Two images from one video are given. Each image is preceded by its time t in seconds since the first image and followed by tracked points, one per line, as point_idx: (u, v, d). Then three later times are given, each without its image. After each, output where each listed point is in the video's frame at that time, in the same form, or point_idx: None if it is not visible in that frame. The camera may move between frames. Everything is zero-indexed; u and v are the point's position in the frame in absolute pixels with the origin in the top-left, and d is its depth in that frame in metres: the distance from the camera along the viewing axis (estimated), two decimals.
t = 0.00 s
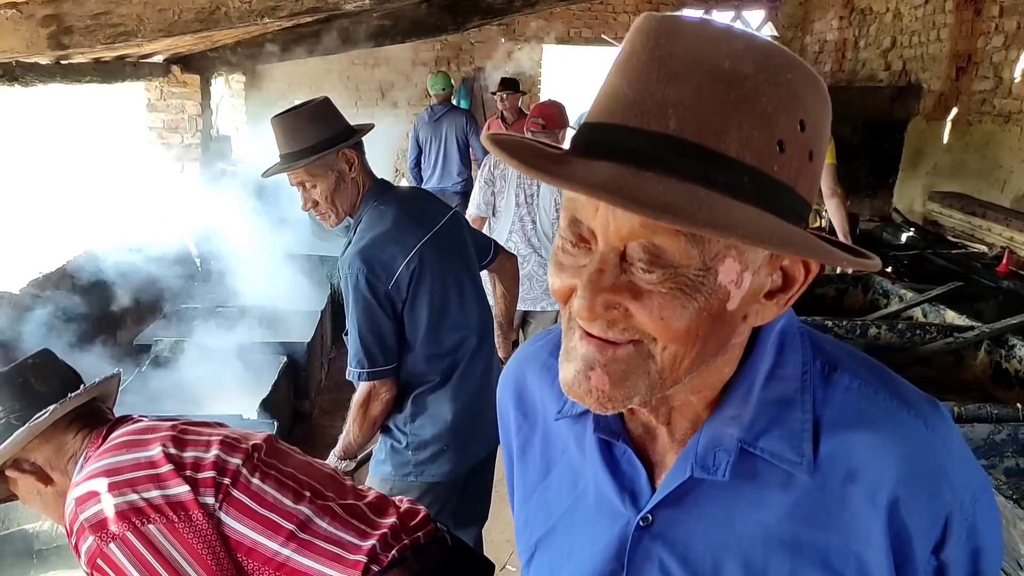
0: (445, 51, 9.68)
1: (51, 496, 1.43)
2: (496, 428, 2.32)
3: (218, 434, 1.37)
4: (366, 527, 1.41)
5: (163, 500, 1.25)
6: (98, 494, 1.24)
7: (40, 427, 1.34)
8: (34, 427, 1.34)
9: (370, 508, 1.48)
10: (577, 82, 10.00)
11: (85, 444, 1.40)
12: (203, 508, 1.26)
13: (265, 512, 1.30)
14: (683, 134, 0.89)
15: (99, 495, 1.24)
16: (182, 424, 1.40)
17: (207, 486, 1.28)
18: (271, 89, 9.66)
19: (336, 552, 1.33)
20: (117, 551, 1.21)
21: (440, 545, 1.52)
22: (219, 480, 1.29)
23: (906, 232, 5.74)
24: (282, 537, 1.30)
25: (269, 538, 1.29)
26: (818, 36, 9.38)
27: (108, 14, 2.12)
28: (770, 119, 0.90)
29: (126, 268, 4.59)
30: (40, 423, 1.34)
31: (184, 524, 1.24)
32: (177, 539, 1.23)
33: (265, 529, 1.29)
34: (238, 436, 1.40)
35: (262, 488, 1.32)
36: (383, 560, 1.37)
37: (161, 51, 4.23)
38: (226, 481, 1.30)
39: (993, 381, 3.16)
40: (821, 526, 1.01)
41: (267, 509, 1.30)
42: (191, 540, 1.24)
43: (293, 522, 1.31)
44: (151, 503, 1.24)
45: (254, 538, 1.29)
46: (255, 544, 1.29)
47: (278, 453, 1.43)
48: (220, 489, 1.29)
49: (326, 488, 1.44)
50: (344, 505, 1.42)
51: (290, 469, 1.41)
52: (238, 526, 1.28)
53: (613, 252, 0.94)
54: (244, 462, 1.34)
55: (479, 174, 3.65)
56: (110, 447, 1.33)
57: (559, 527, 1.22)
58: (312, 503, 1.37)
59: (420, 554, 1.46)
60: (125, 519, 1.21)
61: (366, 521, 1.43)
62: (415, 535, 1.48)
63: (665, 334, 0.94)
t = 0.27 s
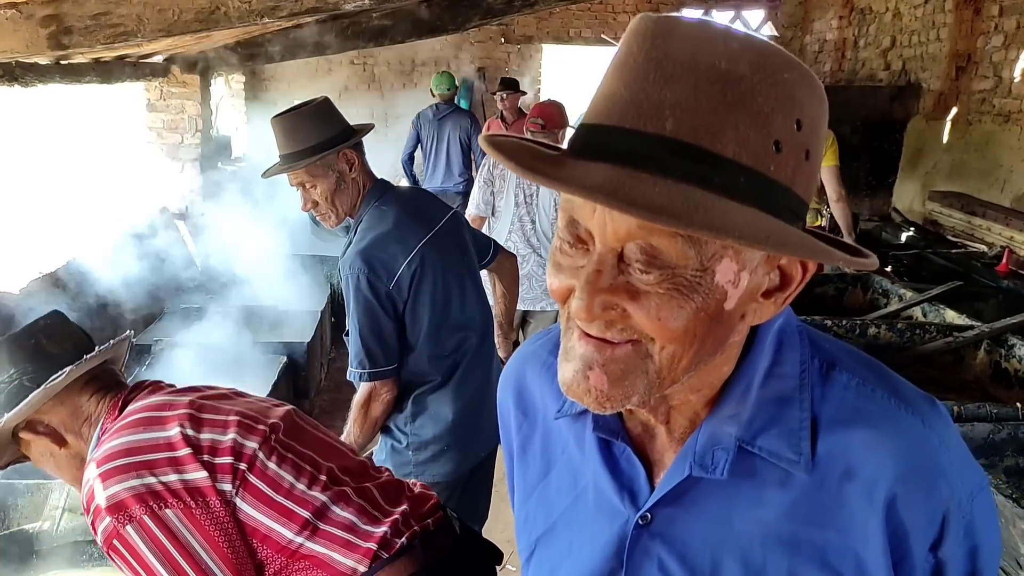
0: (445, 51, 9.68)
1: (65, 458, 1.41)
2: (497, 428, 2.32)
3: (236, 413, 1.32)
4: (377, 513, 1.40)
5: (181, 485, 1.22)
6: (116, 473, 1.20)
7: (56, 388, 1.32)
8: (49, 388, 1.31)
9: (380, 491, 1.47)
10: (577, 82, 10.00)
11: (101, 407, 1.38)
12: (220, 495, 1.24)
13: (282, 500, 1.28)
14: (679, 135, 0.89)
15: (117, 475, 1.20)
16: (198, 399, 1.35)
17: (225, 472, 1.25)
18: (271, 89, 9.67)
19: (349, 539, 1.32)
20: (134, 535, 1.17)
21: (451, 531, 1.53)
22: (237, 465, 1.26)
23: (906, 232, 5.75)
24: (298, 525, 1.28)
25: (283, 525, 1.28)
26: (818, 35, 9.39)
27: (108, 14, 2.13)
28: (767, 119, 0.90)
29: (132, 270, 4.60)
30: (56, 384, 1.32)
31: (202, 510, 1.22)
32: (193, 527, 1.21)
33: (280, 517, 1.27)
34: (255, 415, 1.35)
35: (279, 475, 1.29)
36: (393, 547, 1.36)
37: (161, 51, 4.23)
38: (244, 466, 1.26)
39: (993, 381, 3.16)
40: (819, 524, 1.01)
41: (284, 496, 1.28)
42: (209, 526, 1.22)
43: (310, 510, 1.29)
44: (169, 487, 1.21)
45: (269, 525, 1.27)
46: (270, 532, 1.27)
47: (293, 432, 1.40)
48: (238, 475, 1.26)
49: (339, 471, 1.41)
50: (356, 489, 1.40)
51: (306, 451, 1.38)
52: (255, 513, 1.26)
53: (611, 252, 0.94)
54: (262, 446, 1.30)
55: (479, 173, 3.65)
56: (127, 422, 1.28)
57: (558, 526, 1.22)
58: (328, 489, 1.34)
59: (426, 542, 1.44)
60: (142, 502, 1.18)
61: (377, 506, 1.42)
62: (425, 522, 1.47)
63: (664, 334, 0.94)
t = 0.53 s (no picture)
0: (444, 51, 9.68)
1: (94, 369, 1.43)
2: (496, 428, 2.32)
3: (277, 369, 1.32)
4: (398, 489, 1.43)
5: (217, 436, 1.21)
6: (155, 415, 1.19)
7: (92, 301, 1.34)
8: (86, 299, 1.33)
9: (402, 463, 1.49)
10: (576, 82, 10.01)
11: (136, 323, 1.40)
12: (252, 454, 1.25)
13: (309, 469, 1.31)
14: (675, 135, 0.89)
15: (156, 417, 1.18)
16: (240, 344, 1.34)
17: (260, 433, 1.26)
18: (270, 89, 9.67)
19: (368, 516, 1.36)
20: (168, 479, 1.16)
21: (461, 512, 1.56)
22: (272, 427, 1.27)
23: (904, 231, 5.76)
24: (320, 496, 1.31)
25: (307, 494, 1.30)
26: (817, 35, 9.39)
27: (105, 14, 2.14)
28: (762, 120, 0.90)
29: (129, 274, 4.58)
30: (92, 295, 1.34)
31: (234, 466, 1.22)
32: (227, 478, 1.20)
33: (305, 484, 1.30)
34: (295, 373, 1.36)
35: (310, 442, 1.31)
36: (407, 527, 1.40)
37: (158, 51, 4.23)
38: (278, 429, 1.28)
39: (991, 380, 3.16)
40: (817, 522, 1.01)
41: (311, 466, 1.30)
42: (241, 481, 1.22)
43: (335, 482, 1.32)
44: (205, 435, 1.21)
45: (294, 491, 1.30)
46: (293, 498, 1.30)
47: (327, 395, 1.40)
48: (271, 437, 1.27)
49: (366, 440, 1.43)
50: (381, 463, 1.43)
51: (339, 419, 1.39)
52: (283, 478, 1.28)
53: (607, 253, 0.94)
54: (298, 411, 1.31)
55: (477, 173, 3.65)
56: (165, 359, 1.26)
57: (555, 524, 1.22)
58: (354, 461, 1.37)
59: (438, 523, 1.46)
60: (179, 449, 1.17)
61: (399, 483, 1.44)
62: (439, 501, 1.51)
63: (659, 334, 0.94)
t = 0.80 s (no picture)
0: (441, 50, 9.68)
1: (154, 276, 1.47)
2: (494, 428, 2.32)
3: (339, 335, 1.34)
4: (421, 475, 1.46)
5: (276, 383, 1.23)
6: (219, 348, 1.20)
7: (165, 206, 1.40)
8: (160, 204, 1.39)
9: (428, 446, 1.52)
10: (573, 81, 10.02)
11: (199, 236, 1.46)
12: (300, 411, 1.27)
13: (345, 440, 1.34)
14: (669, 135, 0.89)
15: (221, 350, 1.20)
16: (307, 295, 1.35)
17: (312, 394, 1.28)
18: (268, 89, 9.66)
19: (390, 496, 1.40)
20: (221, 413, 1.18)
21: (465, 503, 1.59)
22: (323, 390, 1.30)
23: (901, 230, 5.77)
24: (349, 467, 1.34)
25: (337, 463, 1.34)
26: (814, 34, 9.40)
27: (102, 13, 2.15)
28: (757, 120, 0.90)
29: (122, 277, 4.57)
30: (164, 201, 1.40)
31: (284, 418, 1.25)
32: (276, 424, 1.22)
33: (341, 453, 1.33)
34: (353, 340, 1.38)
35: (351, 414, 1.35)
36: (420, 514, 1.44)
37: (155, 51, 4.22)
38: (328, 395, 1.31)
39: (987, 379, 3.16)
40: (811, 521, 1.01)
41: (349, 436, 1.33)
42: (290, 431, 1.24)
43: (367, 458, 1.35)
44: (263, 378, 1.22)
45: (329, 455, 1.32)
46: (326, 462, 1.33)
47: (374, 364, 1.43)
48: (319, 401, 1.29)
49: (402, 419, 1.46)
50: (410, 445, 1.46)
51: (380, 393, 1.42)
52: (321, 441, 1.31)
53: (602, 252, 0.94)
54: (348, 382, 1.34)
55: (474, 172, 3.65)
56: (235, 293, 1.27)
57: (550, 523, 1.22)
58: (387, 441, 1.40)
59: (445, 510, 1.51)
60: (237, 387, 1.19)
61: (422, 468, 1.47)
62: (451, 487, 1.54)
63: (654, 334, 0.95)
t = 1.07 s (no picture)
0: (436, 49, 9.67)
1: (213, 221, 1.51)
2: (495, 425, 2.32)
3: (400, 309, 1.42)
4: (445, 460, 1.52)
5: (345, 344, 1.30)
6: (295, 304, 1.26)
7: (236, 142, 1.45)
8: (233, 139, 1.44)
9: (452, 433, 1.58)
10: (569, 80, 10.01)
11: (262, 186, 1.51)
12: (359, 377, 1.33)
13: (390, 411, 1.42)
14: (673, 132, 0.89)
15: (298, 307, 1.26)
16: (370, 265, 1.43)
17: (372, 362, 1.36)
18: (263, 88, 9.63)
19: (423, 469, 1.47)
20: (294, 367, 1.23)
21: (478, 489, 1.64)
22: (381, 358, 1.38)
23: (896, 229, 5.78)
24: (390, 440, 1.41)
25: (383, 433, 1.41)
26: (809, 33, 9.41)
27: (96, 11, 2.13)
28: (760, 117, 0.90)
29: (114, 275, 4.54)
30: (236, 140, 1.45)
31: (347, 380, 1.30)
32: (343, 382, 1.28)
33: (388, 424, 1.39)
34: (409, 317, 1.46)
35: (402, 387, 1.43)
36: (440, 494, 1.49)
37: (150, 49, 4.20)
38: (386, 365, 1.39)
39: (984, 378, 3.17)
40: (812, 519, 1.00)
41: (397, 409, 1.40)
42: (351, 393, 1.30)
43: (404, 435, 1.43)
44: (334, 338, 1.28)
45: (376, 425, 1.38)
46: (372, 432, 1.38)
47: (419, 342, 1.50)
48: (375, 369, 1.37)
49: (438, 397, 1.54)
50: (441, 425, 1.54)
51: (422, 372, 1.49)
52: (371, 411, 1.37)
53: (604, 250, 0.94)
54: (404, 355, 1.42)
55: (470, 171, 3.64)
56: (308, 254, 1.33)
57: (549, 521, 1.21)
58: (426, 420, 1.49)
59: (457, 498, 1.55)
60: (311, 343, 1.25)
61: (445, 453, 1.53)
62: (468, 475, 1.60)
63: (656, 332, 0.94)
